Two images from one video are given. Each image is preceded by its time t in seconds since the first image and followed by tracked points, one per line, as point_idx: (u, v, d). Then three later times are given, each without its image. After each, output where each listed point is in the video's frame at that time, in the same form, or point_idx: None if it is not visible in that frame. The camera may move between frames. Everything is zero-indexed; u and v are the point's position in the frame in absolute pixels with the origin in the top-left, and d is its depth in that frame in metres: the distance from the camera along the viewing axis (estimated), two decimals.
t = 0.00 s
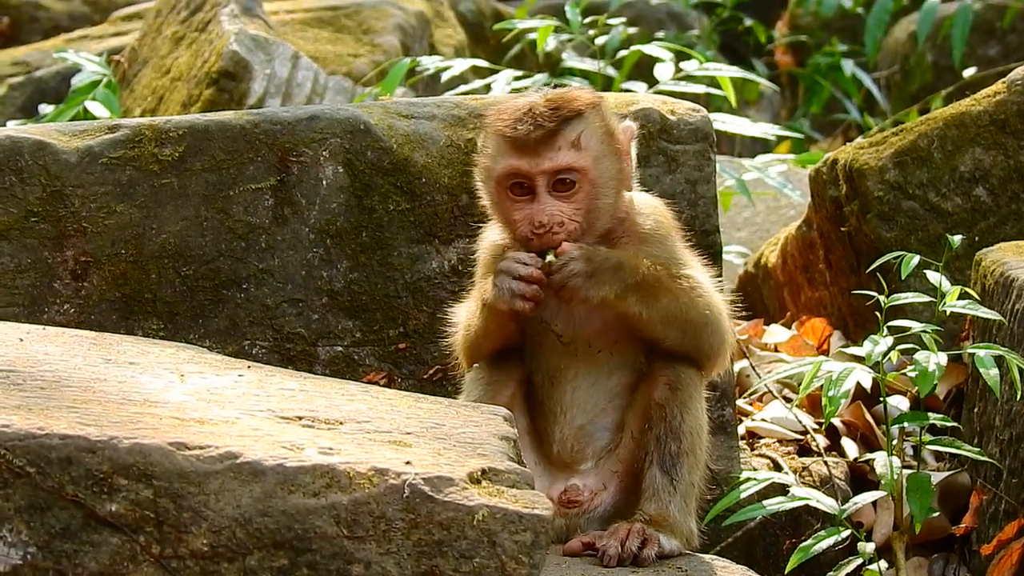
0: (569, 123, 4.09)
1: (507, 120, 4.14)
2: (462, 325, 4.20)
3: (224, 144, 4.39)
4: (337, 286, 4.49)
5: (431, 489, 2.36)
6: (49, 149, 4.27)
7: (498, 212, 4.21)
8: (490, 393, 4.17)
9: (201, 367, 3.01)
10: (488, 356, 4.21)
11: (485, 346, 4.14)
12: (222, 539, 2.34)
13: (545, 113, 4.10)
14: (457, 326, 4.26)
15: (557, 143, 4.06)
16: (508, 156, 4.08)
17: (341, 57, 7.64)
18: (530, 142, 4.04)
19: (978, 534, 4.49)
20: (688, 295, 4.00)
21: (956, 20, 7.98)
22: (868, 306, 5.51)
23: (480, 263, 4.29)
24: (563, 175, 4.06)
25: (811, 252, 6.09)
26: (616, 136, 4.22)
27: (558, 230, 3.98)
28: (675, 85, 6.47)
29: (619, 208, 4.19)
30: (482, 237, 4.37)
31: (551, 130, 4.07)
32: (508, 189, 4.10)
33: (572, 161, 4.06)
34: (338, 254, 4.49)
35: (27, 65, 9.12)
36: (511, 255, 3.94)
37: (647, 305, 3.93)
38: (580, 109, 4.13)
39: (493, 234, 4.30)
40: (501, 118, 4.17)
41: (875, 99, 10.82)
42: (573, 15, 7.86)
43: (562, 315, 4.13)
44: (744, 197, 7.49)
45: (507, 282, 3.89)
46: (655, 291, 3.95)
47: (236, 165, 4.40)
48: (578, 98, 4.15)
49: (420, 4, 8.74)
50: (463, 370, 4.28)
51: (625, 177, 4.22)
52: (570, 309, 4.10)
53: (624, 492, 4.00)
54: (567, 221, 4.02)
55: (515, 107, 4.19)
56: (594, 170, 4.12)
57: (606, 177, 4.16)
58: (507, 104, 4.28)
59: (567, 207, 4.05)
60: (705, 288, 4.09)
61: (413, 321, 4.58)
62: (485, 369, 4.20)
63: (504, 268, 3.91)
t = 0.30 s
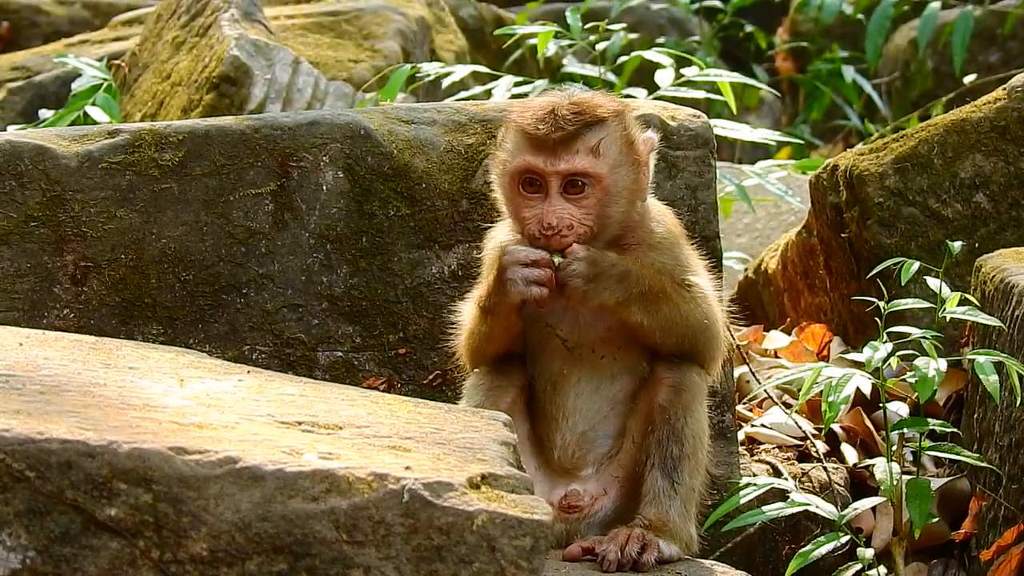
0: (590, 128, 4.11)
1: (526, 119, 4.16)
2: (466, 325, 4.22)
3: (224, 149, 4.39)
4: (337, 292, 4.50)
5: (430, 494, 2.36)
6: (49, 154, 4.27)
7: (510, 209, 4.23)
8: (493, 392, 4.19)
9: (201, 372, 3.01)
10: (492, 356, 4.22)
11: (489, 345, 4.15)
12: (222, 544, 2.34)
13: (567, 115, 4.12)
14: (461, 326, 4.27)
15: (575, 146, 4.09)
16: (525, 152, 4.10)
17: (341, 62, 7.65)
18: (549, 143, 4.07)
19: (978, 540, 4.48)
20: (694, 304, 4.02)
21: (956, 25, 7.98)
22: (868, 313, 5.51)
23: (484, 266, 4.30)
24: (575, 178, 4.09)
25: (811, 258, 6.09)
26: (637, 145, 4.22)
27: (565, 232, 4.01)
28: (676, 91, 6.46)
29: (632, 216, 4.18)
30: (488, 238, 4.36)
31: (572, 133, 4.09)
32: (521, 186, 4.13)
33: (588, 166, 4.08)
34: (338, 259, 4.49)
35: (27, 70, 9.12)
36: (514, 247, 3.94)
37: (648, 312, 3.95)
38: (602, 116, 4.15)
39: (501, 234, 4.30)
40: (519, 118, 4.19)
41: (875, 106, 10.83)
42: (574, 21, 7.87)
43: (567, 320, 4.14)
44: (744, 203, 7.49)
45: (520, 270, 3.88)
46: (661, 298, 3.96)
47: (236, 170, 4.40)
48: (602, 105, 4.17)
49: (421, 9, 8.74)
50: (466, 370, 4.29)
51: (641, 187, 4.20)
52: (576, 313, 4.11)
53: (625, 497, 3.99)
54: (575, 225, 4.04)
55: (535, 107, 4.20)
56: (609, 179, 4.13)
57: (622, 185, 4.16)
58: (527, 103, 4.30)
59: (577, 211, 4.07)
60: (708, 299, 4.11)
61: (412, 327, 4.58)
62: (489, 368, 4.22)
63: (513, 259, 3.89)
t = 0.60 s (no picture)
0: (593, 130, 4.10)
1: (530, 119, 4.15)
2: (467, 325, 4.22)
3: (224, 150, 4.39)
4: (336, 293, 4.50)
5: (430, 495, 2.36)
6: (49, 155, 4.27)
7: (512, 208, 4.22)
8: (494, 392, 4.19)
9: (200, 373, 3.01)
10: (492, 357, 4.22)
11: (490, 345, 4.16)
12: (221, 545, 2.34)
13: (571, 117, 4.10)
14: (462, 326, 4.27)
15: (578, 148, 4.08)
16: (527, 153, 4.10)
17: (341, 64, 7.66)
18: (551, 144, 4.06)
19: (977, 542, 4.48)
20: (693, 309, 4.03)
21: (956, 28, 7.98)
22: (867, 315, 5.52)
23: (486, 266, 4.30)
24: (577, 180, 4.08)
25: (810, 260, 6.09)
26: (641, 148, 4.21)
27: (565, 236, 4.01)
28: (675, 93, 6.45)
29: (634, 219, 4.19)
30: (491, 239, 4.36)
31: (574, 135, 4.08)
32: (522, 187, 4.12)
33: (589, 169, 4.07)
34: (337, 260, 4.49)
35: (27, 70, 9.12)
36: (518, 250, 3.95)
37: (648, 317, 3.96)
38: (606, 118, 4.14)
39: (503, 234, 4.30)
40: (523, 117, 4.18)
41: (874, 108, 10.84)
42: (574, 23, 7.87)
43: (568, 322, 4.14)
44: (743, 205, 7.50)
45: (526, 274, 3.89)
46: (661, 303, 3.96)
47: (235, 171, 4.40)
48: (606, 107, 4.16)
49: (421, 11, 8.74)
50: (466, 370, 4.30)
51: (643, 190, 4.20)
52: (576, 315, 4.11)
53: (624, 499, 3.99)
54: (576, 228, 4.04)
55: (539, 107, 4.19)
56: (610, 182, 4.13)
57: (623, 188, 4.16)
58: (532, 103, 4.28)
59: (578, 215, 4.07)
60: (709, 303, 4.12)
61: (411, 328, 4.58)
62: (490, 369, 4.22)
63: (519, 263, 3.90)
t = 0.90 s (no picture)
0: (586, 130, 4.13)
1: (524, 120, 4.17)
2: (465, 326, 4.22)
3: (224, 151, 4.39)
4: (336, 294, 4.50)
5: (430, 497, 2.36)
6: (49, 156, 4.27)
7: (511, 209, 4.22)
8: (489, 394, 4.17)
9: (201, 374, 3.01)
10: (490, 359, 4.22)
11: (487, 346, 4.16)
12: (221, 546, 2.34)
13: (564, 117, 4.13)
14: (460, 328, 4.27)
15: (571, 146, 4.11)
16: (521, 153, 4.11)
17: (342, 65, 7.66)
18: (544, 143, 4.08)
19: (977, 544, 4.48)
20: (691, 306, 4.03)
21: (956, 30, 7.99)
22: (867, 316, 5.52)
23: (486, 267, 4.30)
24: (570, 179, 4.10)
25: (811, 261, 6.09)
26: (637, 149, 4.22)
27: (559, 235, 4.01)
28: (675, 95, 6.45)
29: (630, 220, 4.19)
30: (491, 240, 4.36)
31: (566, 134, 4.11)
32: (516, 186, 4.13)
33: (581, 167, 4.09)
34: (337, 262, 4.49)
35: (27, 72, 9.13)
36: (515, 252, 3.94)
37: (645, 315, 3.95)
38: (600, 119, 4.16)
39: (501, 236, 4.30)
40: (519, 119, 4.20)
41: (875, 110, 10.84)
42: (574, 25, 7.87)
43: (566, 322, 4.15)
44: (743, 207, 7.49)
45: (525, 275, 3.87)
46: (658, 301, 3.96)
47: (235, 173, 4.40)
48: (600, 108, 4.18)
49: (421, 12, 8.75)
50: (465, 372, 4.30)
51: (639, 190, 4.20)
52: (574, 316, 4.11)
53: (624, 500, 3.99)
54: (570, 227, 4.04)
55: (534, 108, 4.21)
56: (603, 183, 4.14)
57: (618, 188, 4.17)
58: (529, 105, 4.29)
59: (572, 214, 4.08)
60: (708, 303, 4.12)
61: (412, 330, 4.58)
62: (487, 370, 4.22)
63: (517, 264, 3.89)
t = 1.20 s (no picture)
0: (586, 132, 4.13)
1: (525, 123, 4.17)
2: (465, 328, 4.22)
3: (224, 151, 4.39)
4: (336, 294, 4.50)
5: (429, 496, 2.36)
6: (49, 155, 4.27)
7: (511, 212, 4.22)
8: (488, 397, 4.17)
9: (200, 374, 3.01)
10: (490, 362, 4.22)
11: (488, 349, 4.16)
12: (220, 545, 2.34)
13: (564, 119, 4.13)
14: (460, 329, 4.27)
15: (571, 148, 4.11)
16: (522, 155, 4.11)
17: (342, 65, 7.66)
18: (545, 145, 4.08)
19: (977, 544, 4.48)
20: (692, 309, 4.03)
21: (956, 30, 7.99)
22: (867, 316, 5.52)
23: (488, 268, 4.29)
24: (570, 182, 4.10)
25: (811, 261, 6.09)
26: (637, 152, 4.22)
27: (559, 238, 4.00)
28: (675, 95, 6.45)
29: (630, 223, 4.19)
30: (492, 241, 4.36)
31: (566, 136, 4.11)
32: (516, 189, 4.12)
33: (581, 170, 4.09)
34: (337, 262, 4.49)
35: (27, 71, 9.13)
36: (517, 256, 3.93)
37: (646, 319, 3.95)
38: (600, 121, 4.16)
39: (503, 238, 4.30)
40: (519, 121, 4.19)
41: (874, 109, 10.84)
42: (574, 25, 7.86)
43: (567, 325, 4.15)
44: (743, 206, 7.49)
45: (528, 279, 3.88)
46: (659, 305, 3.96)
47: (235, 173, 4.40)
48: (601, 110, 4.19)
49: (421, 12, 8.75)
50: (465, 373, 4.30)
51: (639, 193, 4.20)
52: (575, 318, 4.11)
53: (624, 500, 3.99)
54: (569, 230, 4.04)
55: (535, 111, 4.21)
56: (603, 186, 4.14)
57: (618, 191, 4.18)
58: (531, 107, 4.29)
59: (572, 217, 4.07)
60: (710, 304, 4.12)
61: (411, 329, 4.58)
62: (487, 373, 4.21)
63: (521, 270, 3.89)
